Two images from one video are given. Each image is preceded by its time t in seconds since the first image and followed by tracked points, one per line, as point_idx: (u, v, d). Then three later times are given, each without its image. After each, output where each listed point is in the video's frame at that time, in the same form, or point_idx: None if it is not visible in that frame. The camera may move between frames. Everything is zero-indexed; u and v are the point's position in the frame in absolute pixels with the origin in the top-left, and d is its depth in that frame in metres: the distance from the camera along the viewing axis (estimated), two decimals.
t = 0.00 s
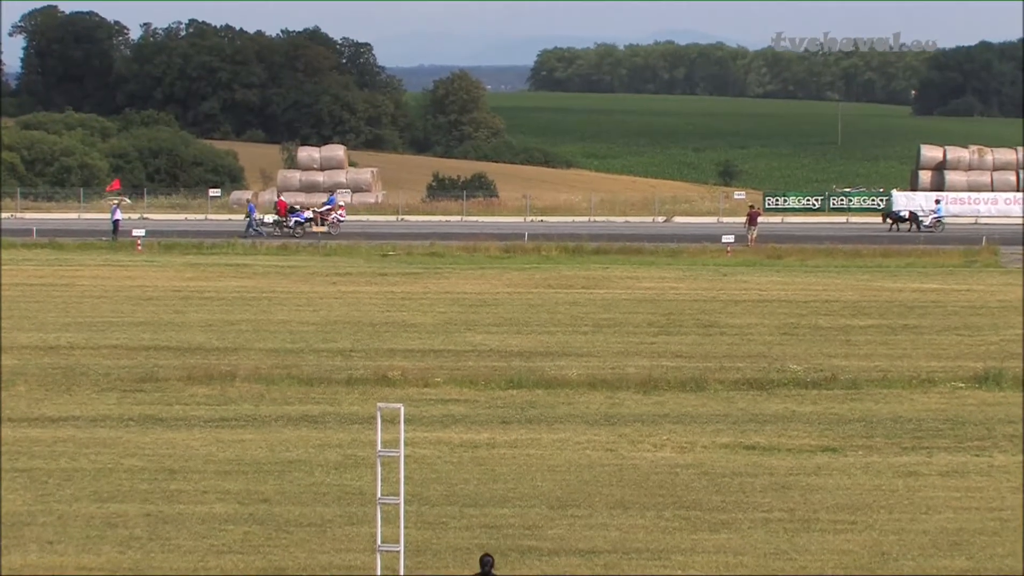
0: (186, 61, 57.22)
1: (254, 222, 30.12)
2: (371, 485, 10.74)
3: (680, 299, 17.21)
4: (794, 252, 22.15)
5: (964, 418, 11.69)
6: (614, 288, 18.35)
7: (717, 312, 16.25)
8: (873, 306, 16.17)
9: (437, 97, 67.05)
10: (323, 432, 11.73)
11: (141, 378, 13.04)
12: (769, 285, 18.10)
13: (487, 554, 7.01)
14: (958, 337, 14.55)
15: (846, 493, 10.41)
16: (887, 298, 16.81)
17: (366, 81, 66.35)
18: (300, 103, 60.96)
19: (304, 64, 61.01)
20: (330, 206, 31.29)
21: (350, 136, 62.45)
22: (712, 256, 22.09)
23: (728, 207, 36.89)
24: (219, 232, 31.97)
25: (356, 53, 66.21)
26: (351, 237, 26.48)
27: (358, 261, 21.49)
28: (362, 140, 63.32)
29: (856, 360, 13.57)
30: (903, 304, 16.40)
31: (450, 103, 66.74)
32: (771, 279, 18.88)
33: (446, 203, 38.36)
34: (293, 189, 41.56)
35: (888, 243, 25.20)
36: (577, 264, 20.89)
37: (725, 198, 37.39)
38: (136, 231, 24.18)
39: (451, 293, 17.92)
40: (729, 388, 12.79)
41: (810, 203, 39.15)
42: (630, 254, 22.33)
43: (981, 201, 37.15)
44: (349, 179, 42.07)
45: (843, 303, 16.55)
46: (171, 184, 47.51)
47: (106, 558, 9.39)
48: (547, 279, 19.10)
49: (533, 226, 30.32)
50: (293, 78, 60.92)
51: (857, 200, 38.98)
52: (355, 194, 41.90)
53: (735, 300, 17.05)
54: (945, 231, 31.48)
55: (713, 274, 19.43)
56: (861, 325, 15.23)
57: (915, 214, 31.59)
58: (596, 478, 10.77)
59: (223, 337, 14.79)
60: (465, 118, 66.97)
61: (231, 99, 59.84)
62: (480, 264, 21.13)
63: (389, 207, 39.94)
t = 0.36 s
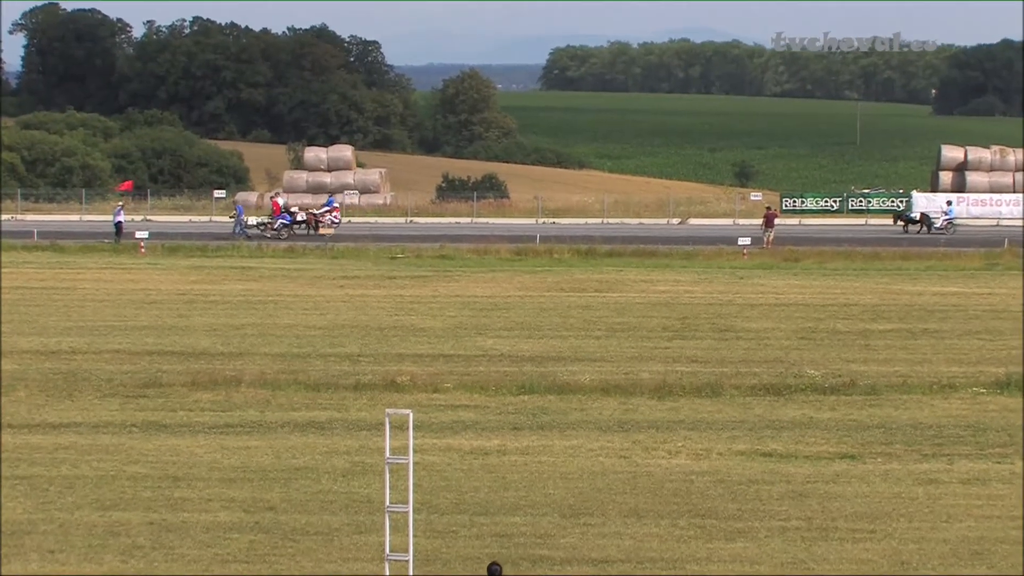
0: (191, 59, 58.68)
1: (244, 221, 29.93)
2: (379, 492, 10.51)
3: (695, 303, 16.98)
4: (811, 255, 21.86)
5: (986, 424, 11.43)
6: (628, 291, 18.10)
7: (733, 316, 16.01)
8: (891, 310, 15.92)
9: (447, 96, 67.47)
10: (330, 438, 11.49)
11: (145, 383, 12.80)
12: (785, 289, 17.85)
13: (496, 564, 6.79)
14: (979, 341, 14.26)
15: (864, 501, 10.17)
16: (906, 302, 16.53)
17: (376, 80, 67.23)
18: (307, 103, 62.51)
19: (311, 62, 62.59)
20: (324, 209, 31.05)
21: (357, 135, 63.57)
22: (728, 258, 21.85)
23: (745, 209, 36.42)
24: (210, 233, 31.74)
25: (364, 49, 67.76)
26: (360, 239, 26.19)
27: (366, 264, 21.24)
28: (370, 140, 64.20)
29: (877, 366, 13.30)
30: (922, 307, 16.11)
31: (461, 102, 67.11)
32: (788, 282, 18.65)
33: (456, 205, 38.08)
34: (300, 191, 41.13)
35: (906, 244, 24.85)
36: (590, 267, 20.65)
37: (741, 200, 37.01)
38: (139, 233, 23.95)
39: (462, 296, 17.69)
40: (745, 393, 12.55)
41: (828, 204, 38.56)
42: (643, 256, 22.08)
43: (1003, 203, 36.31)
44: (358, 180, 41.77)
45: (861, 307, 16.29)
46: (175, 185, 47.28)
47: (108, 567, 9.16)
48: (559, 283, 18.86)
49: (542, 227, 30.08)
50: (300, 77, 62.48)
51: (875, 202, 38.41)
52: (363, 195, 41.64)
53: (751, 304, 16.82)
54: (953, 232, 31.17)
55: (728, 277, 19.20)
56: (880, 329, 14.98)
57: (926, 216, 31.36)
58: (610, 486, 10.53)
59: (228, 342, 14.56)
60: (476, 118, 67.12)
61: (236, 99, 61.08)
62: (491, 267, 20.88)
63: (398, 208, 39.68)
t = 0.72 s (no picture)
0: (202, 61, 61.07)
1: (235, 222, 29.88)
2: (391, 494, 10.50)
3: (707, 305, 16.96)
4: (824, 256, 21.69)
5: (997, 426, 11.40)
6: (639, 292, 18.08)
7: (745, 318, 16.00)
8: (904, 311, 15.88)
9: (458, 97, 65.86)
10: (341, 440, 11.48)
11: (155, 385, 12.79)
12: (798, 291, 17.81)
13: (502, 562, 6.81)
14: (993, 343, 14.19)
15: (875, 502, 10.16)
16: (918, 303, 16.46)
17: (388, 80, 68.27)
18: (318, 103, 62.00)
19: (323, 63, 63.39)
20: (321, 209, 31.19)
21: (367, 137, 62.17)
22: (740, 260, 21.72)
23: (756, 210, 36.22)
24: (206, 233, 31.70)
25: (377, 52, 68.83)
26: (371, 241, 26.03)
27: (376, 265, 21.14)
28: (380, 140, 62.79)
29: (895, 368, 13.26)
30: (934, 309, 16.04)
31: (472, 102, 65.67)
32: (800, 283, 18.61)
33: (467, 206, 37.96)
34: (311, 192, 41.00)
35: (919, 246, 24.68)
36: (601, 270, 20.56)
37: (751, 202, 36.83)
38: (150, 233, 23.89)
39: (472, 298, 17.66)
40: (757, 395, 12.53)
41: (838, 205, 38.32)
42: (654, 258, 21.97)
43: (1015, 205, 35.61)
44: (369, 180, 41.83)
45: (874, 309, 16.25)
46: (185, 186, 47.27)
47: (119, 569, 9.17)
48: (570, 284, 18.83)
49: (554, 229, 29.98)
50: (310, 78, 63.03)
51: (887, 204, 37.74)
52: (375, 197, 41.66)
53: (763, 305, 16.80)
54: (958, 234, 31.06)
55: (741, 279, 19.14)
56: (892, 331, 14.94)
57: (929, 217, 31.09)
58: (621, 487, 10.52)
59: (239, 343, 14.56)
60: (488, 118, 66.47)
61: (247, 100, 62.04)
62: (502, 269, 20.80)
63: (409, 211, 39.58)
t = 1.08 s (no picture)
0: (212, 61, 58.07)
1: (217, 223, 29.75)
2: (401, 495, 10.50)
3: (717, 305, 16.99)
4: (835, 258, 21.63)
5: (1007, 428, 11.39)
6: (649, 294, 18.06)
7: (755, 319, 16.00)
8: (913, 313, 15.84)
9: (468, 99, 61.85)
10: (351, 441, 11.48)
11: (165, 386, 12.78)
12: (809, 292, 17.81)
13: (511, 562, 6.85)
14: (1004, 344, 14.16)
15: (885, 504, 10.16)
16: (929, 305, 16.44)
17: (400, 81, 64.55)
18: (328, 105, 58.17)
19: (332, 65, 60.11)
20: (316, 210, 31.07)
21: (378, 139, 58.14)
22: (750, 262, 21.66)
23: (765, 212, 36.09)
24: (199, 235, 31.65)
25: (387, 54, 65.46)
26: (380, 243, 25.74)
27: (386, 267, 21.11)
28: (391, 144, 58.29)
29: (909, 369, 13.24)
30: (945, 311, 16.02)
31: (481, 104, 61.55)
32: (810, 285, 18.66)
33: (477, 208, 37.93)
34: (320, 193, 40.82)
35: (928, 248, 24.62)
36: (612, 271, 20.54)
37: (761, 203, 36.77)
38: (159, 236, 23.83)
39: (482, 299, 17.69)
40: (767, 397, 12.53)
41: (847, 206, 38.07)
42: (664, 259, 21.91)
43: None
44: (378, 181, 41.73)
45: (884, 310, 16.24)
46: (195, 188, 46.62)
47: (129, 569, 9.18)
48: (581, 285, 18.87)
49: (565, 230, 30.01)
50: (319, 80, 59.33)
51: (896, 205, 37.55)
52: (384, 198, 41.66)
53: (774, 306, 16.81)
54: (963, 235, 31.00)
55: (751, 281, 19.17)
56: (903, 333, 14.92)
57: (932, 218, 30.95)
58: (631, 488, 10.53)
59: (249, 345, 14.57)
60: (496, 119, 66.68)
61: (257, 101, 59.10)
62: (512, 270, 20.78)
63: (420, 212, 39.58)
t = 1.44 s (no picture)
0: (225, 61, 55.49)
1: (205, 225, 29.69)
2: (414, 496, 10.51)
3: (730, 306, 17.04)
4: (847, 259, 21.55)
5: (1021, 428, 11.37)
6: (663, 295, 18.07)
7: (769, 320, 16.02)
8: (927, 313, 15.81)
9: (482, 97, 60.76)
10: (365, 442, 11.47)
11: (179, 386, 12.77)
12: (822, 292, 17.83)
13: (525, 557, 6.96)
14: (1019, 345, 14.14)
15: (899, 505, 10.16)
16: (943, 305, 16.43)
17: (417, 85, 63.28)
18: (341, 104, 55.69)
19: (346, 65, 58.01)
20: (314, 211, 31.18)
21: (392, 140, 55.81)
22: (763, 262, 21.70)
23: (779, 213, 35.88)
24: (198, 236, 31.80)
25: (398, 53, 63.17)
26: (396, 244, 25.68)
27: (400, 267, 21.16)
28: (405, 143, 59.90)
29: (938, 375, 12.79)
30: (960, 311, 15.99)
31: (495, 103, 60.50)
32: (822, 285, 18.71)
33: (491, 209, 37.89)
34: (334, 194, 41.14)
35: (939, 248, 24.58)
36: (625, 271, 20.63)
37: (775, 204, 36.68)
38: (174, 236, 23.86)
39: (495, 299, 17.74)
40: (781, 397, 12.54)
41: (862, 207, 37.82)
42: (677, 260, 21.97)
43: None
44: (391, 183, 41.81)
45: (897, 311, 16.24)
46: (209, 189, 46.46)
47: (143, 570, 9.18)
48: (594, 286, 18.93)
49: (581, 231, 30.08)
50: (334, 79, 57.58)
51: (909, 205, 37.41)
52: (397, 199, 41.62)
53: (787, 307, 16.85)
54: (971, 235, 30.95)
55: (764, 281, 19.26)
56: (916, 333, 14.89)
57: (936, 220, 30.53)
58: (645, 489, 10.53)
59: (262, 345, 14.58)
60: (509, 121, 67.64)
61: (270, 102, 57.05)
62: (526, 271, 20.83)
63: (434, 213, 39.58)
